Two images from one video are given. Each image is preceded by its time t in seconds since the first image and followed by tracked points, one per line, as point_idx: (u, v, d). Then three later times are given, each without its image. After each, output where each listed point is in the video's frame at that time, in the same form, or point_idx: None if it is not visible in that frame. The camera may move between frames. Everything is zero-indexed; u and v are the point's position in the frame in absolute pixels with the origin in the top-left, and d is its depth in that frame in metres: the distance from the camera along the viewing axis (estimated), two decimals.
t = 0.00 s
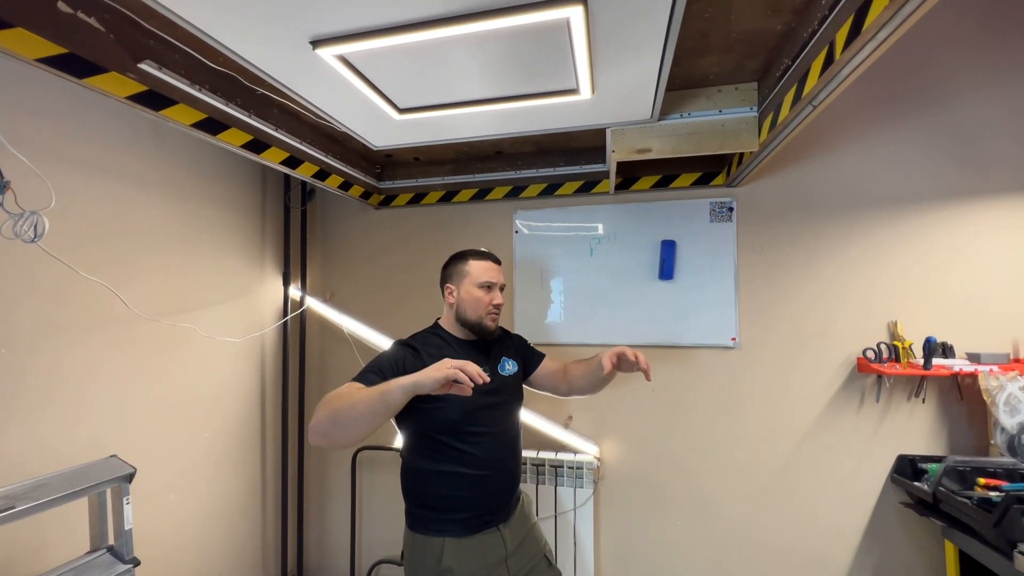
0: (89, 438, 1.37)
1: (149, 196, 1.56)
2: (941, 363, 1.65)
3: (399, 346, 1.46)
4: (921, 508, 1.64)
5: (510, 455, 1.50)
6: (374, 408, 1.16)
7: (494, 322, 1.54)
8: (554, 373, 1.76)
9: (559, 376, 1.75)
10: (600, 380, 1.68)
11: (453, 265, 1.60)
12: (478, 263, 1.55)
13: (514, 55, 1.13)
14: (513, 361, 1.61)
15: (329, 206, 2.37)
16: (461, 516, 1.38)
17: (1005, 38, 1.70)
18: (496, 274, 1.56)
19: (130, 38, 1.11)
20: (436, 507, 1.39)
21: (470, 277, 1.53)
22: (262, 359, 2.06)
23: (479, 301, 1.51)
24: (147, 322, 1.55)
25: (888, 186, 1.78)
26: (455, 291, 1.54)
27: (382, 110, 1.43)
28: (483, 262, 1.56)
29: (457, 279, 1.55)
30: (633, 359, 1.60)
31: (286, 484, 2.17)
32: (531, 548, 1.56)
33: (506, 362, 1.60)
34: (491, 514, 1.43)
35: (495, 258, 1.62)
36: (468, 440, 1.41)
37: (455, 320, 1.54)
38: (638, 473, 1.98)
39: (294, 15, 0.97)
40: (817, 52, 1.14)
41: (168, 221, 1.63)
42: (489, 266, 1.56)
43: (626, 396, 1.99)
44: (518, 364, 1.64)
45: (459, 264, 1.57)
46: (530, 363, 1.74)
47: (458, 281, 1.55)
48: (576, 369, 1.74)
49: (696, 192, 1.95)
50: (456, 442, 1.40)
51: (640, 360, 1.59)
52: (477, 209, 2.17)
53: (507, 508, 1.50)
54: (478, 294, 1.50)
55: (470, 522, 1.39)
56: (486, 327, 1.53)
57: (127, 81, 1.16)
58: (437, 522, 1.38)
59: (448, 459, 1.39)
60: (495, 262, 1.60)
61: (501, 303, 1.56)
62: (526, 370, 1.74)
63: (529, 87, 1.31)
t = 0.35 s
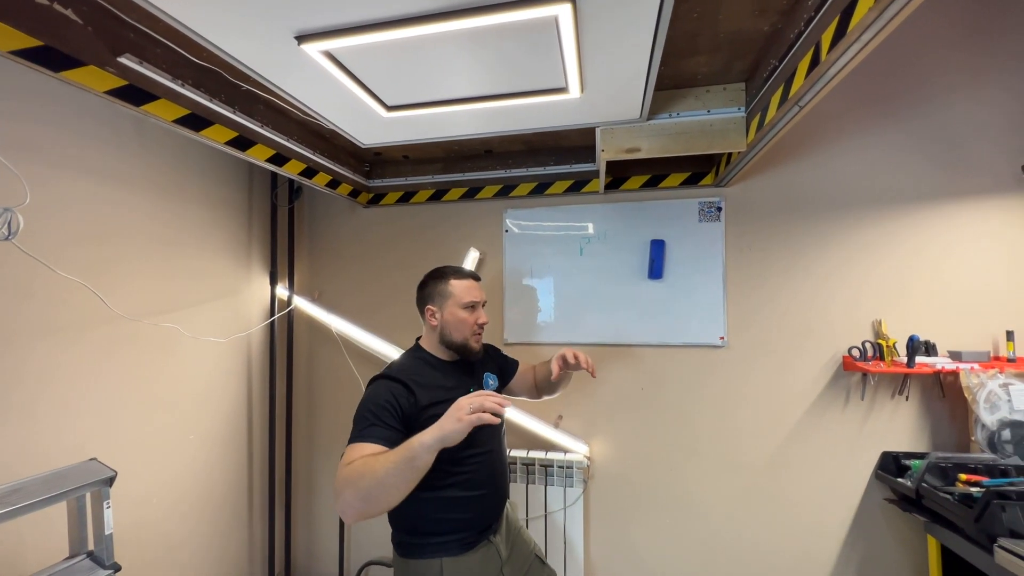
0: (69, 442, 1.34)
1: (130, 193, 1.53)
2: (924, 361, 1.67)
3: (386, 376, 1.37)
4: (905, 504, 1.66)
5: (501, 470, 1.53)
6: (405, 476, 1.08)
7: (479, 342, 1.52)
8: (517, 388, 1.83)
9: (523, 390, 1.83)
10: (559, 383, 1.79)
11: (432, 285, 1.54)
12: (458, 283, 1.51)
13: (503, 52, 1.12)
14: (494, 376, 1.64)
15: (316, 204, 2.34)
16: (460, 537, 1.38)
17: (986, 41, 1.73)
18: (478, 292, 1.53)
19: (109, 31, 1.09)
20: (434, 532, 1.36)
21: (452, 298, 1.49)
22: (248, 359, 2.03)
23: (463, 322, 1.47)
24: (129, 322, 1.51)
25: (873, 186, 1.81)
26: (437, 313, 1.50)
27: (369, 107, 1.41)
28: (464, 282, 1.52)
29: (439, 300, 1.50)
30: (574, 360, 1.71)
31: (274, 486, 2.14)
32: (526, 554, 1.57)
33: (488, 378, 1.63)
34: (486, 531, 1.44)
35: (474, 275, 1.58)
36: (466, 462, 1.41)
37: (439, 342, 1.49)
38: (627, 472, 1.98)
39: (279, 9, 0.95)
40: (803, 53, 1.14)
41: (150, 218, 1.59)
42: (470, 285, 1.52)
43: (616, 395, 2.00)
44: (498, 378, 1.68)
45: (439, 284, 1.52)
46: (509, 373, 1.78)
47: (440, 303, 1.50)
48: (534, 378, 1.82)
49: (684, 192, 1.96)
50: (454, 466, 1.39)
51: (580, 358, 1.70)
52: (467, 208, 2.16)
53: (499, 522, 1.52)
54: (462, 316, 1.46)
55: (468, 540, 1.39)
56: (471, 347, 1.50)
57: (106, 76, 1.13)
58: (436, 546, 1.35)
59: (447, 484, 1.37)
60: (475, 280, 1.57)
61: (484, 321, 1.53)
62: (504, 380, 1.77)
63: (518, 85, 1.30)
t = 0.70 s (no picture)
0: (51, 446, 1.31)
1: (114, 191, 1.49)
2: (906, 360, 1.71)
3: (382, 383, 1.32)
4: (888, 500, 1.70)
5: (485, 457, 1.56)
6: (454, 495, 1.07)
7: (456, 332, 1.51)
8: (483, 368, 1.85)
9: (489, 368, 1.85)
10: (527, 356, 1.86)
11: (400, 281, 1.50)
12: (428, 275, 1.48)
13: (496, 53, 1.12)
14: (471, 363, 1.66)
15: (305, 204, 2.32)
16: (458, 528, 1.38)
17: (966, 47, 1.78)
18: (450, 282, 1.50)
19: (92, 27, 1.07)
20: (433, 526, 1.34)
21: (423, 292, 1.45)
22: (236, 360, 2.01)
23: (439, 314, 1.45)
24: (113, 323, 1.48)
25: (858, 188, 1.84)
26: (411, 308, 1.46)
27: (360, 106, 1.40)
28: (433, 273, 1.49)
29: (410, 296, 1.47)
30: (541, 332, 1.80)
31: (262, 488, 2.11)
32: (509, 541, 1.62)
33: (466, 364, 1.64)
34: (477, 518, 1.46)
35: (443, 265, 1.55)
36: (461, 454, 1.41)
37: (415, 338, 1.46)
38: (617, 470, 2.00)
39: (268, 7, 0.93)
40: (791, 58, 1.16)
41: (134, 217, 1.56)
42: (440, 276, 1.49)
43: (606, 395, 2.01)
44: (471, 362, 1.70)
45: (408, 279, 1.48)
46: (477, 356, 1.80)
47: (412, 298, 1.46)
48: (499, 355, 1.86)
49: (674, 193, 1.98)
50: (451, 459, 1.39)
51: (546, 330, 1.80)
52: (458, 207, 2.16)
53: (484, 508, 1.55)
54: (436, 308, 1.43)
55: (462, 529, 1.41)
56: (449, 338, 1.48)
57: (90, 71, 1.11)
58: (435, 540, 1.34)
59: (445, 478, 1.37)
60: (446, 270, 1.54)
61: (459, 311, 1.51)
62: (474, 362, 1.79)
63: (511, 86, 1.30)
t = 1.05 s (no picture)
0: (44, 448, 1.29)
1: (107, 189, 1.47)
2: (900, 360, 1.72)
3: (400, 365, 1.25)
4: (881, 499, 1.72)
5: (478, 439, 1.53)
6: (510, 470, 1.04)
7: (449, 314, 1.50)
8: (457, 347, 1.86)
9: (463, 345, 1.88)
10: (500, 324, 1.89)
11: (389, 267, 1.48)
12: (417, 258, 1.46)
13: (497, 53, 1.12)
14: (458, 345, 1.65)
15: (301, 203, 2.30)
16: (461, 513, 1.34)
17: (960, 52, 1.80)
18: (439, 265, 1.49)
19: (88, 23, 1.05)
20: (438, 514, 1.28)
21: (412, 275, 1.43)
22: (231, 361, 1.99)
23: (429, 297, 1.43)
24: (106, 324, 1.46)
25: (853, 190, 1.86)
26: (401, 292, 1.44)
27: (359, 106, 1.39)
28: (421, 256, 1.47)
29: (399, 281, 1.44)
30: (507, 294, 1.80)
31: (257, 490, 2.10)
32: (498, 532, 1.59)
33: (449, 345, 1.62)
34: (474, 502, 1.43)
35: (432, 247, 1.53)
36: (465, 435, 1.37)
37: (408, 323, 1.45)
38: (614, 470, 2.00)
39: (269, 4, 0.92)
40: (790, 60, 1.17)
41: (128, 216, 1.54)
42: (429, 258, 1.47)
43: (603, 395, 2.02)
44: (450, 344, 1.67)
45: (396, 263, 1.46)
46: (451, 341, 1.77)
47: (401, 283, 1.44)
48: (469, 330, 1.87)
49: (671, 194, 1.99)
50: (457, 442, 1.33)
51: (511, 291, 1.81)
52: (455, 208, 2.15)
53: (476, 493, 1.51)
54: (426, 291, 1.42)
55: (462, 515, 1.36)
56: (441, 321, 1.47)
57: (84, 67, 1.10)
58: (437, 527, 1.28)
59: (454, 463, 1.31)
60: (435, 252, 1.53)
61: (450, 293, 1.50)
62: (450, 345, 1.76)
63: (512, 87, 1.30)
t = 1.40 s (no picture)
0: (41, 448, 1.28)
1: (104, 188, 1.46)
2: (898, 359, 1.73)
3: (405, 338, 1.23)
4: (880, 498, 1.72)
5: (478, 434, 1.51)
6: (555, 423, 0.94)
7: (444, 301, 1.48)
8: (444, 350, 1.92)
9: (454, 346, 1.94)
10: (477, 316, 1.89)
11: (384, 256, 1.47)
12: (413, 245, 1.46)
13: (497, 52, 1.12)
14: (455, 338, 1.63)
15: (299, 202, 2.29)
16: (457, 510, 1.32)
17: (958, 52, 1.81)
18: (434, 253, 1.49)
19: (87, 20, 1.04)
20: (433, 511, 1.27)
21: (408, 261, 1.43)
22: (229, 360, 1.98)
23: (425, 282, 1.42)
24: (103, 323, 1.45)
25: (851, 190, 1.86)
26: (396, 279, 1.43)
27: (359, 104, 1.39)
28: (416, 244, 1.47)
29: (395, 269, 1.44)
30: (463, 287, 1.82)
31: (255, 490, 2.09)
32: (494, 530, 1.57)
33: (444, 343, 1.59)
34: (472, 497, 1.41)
35: (425, 238, 1.54)
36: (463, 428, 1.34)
37: (404, 311, 1.43)
38: (614, 470, 2.00)
39: (269, 2, 0.92)
40: (791, 60, 1.17)
41: (126, 215, 1.53)
42: (424, 246, 1.48)
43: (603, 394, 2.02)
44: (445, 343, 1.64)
45: (392, 252, 1.45)
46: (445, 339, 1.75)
47: (397, 271, 1.43)
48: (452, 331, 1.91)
49: (671, 194, 1.99)
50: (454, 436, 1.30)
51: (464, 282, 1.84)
52: (454, 207, 2.15)
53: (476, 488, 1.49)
54: (422, 275, 1.41)
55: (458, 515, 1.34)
56: (436, 307, 1.45)
57: (82, 65, 1.09)
58: (430, 526, 1.27)
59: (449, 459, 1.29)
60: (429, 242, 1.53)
61: (445, 281, 1.49)
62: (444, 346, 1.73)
63: (512, 85, 1.30)
